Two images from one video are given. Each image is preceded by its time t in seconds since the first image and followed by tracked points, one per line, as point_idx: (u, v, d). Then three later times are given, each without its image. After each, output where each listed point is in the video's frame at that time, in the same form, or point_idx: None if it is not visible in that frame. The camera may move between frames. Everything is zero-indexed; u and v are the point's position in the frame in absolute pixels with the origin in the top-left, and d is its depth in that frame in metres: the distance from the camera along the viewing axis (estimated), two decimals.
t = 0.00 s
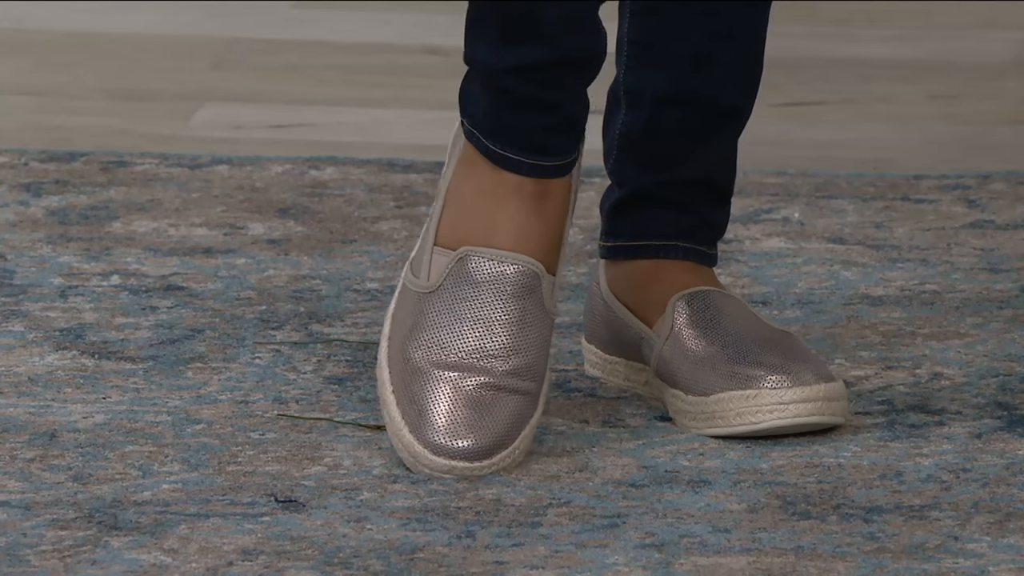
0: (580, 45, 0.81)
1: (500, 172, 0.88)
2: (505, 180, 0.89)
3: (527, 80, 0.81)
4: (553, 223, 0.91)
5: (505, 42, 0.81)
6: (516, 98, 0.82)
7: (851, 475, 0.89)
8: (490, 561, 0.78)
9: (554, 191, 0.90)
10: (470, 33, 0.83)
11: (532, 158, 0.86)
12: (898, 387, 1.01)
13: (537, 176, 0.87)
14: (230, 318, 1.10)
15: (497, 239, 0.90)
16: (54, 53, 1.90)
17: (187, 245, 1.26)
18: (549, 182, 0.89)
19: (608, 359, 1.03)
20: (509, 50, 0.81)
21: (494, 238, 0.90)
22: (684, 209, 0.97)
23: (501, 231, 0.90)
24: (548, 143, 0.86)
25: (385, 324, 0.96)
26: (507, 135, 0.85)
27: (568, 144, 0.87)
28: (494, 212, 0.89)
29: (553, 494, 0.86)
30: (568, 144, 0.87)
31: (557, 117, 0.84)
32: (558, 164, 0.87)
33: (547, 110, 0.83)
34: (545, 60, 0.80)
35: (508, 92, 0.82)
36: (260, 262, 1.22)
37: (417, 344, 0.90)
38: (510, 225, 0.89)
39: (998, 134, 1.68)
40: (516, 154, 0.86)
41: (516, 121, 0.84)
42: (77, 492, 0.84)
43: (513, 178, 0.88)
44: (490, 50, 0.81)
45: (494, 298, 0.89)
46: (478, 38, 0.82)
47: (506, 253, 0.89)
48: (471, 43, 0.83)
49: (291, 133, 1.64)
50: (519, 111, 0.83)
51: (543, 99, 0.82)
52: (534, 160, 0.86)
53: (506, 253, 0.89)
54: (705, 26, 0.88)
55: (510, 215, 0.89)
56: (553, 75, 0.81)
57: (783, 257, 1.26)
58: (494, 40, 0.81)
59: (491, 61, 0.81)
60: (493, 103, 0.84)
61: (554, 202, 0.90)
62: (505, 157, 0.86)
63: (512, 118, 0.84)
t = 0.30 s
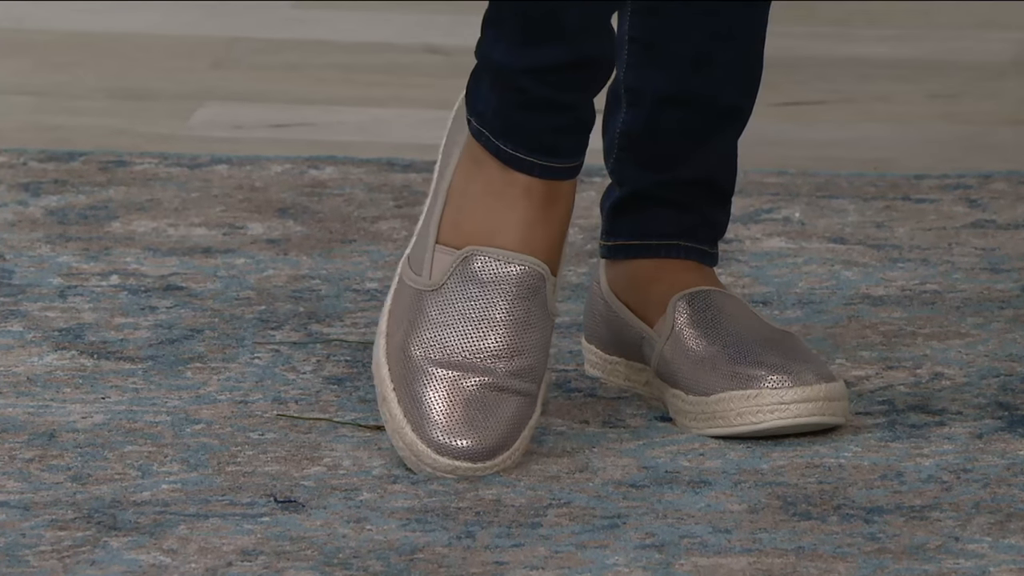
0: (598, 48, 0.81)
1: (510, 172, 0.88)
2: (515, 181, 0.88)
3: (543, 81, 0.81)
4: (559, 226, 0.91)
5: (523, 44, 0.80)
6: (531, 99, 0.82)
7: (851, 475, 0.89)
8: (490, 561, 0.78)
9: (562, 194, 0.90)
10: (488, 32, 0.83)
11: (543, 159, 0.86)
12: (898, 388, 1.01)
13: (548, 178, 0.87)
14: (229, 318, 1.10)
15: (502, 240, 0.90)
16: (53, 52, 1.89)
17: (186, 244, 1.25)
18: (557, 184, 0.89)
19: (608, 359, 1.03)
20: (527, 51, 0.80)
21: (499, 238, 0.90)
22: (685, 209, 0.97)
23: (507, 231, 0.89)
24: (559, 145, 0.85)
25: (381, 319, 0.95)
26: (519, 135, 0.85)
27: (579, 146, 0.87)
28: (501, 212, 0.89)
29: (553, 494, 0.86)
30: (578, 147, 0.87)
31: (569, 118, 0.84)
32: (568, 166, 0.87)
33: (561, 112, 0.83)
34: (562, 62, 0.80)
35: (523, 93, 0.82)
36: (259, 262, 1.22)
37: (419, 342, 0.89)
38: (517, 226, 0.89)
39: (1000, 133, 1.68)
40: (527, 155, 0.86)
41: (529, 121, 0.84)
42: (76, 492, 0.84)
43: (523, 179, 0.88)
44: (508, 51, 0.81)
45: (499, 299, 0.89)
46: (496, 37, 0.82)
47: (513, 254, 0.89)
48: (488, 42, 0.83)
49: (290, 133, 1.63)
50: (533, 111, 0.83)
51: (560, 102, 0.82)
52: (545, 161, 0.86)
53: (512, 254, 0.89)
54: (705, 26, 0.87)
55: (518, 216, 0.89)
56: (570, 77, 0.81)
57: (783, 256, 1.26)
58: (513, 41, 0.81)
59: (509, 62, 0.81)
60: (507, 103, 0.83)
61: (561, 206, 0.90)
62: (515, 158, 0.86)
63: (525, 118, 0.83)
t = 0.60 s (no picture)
0: (610, 46, 0.80)
1: (514, 169, 0.87)
2: (518, 179, 0.87)
3: (555, 79, 0.80)
4: (561, 226, 0.90)
5: (537, 41, 0.79)
6: (541, 96, 0.81)
7: (857, 477, 0.87)
8: (490, 565, 0.77)
9: (566, 193, 0.89)
10: (498, 27, 0.81)
11: (549, 157, 0.85)
12: (904, 389, 0.99)
13: (553, 177, 0.86)
14: (225, 318, 1.08)
15: (504, 238, 0.88)
16: (49, 49, 1.88)
17: (181, 243, 1.24)
18: (561, 183, 0.88)
19: (610, 359, 1.02)
20: (540, 48, 0.79)
21: (501, 236, 0.88)
22: (687, 207, 0.96)
23: (509, 229, 0.88)
24: (566, 142, 0.85)
25: (374, 315, 0.94)
26: (526, 132, 0.84)
27: (585, 144, 0.86)
28: (503, 210, 0.88)
29: (554, 497, 0.85)
30: (583, 146, 0.86)
31: (577, 117, 0.83)
32: (573, 165, 0.86)
33: (570, 109, 0.82)
34: (576, 60, 0.79)
35: (534, 90, 0.81)
36: (255, 261, 1.21)
37: (419, 341, 0.88)
38: (520, 225, 0.88)
39: (1005, 131, 1.66)
40: (533, 153, 0.85)
41: (538, 118, 0.83)
42: (69, 495, 0.83)
43: (528, 177, 0.87)
44: (520, 48, 0.79)
45: (502, 299, 0.87)
46: (508, 33, 0.80)
47: (516, 253, 0.88)
48: (498, 37, 0.81)
49: (288, 130, 1.62)
50: (542, 109, 0.82)
51: (569, 100, 0.81)
52: (551, 160, 0.85)
53: (515, 253, 0.88)
54: (705, 21, 0.86)
55: (521, 214, 0.88)
56: (582, 76, 0.80)
57: (787, 255, 1.25)
58: (526, 38, 0.79)
59: (521, 59, 0.80)
60: (516, 99, 0.82)
61: (564, 205, 0.89)
62: (520, 155, 0.85)
63: (533, 115, 0.82)
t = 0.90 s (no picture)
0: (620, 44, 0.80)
1: (519, 167, 0.85)
2: (522, 177, 0.86)
3: (568, 77, 0.79)
4: (565, 224, 0.89)
5: (549, 38, 0.78)
6: (553, 93, 0.80)
7: (862, 480, 0.86)
8: (489, 569, 0.75)
9: (570, 191, 0.88)
10: (506, 22, 0.80)
11: (556, 155, 0.84)
12: (910, 390, 0.98)
13: (558, 175, 0.85)
14: (220, 318, 1.07)
15: (506, 236, 0.87)
16: (43, 45, 1.86)
17: (175, 242, 1.23)
18: (566, 182, 0.87)
19: (611, 359, 1.00)
20: (554, 45, 0.78)
21: (504, 234, 0.87)
22: (691, 203, 0.96)
23: (513, 227, 0.87)
24: (573, 141, 0.84)
25: (370, 312, 0.92)
26: (534, 130, 0.82)
27: (590, 141, 0.85)
28: (506, 208, 0.86)
29: (554, 500, 0.83)
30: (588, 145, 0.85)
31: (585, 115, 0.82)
32: (579, 163, 0.85)
33: (580, 107, 0.81)
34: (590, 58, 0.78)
35: (544, 87, 0.80)
36: (251, 260, 1.19)
37: (420, 340, 0.86)
38: (523, 223, 0.86)
39: (1013, 128, 1.65)
40: (539, 150, 0.84)
41: (548, 116, 0.81)
42: (61, 498, 0.81)
43: (533, 174, 0.85)
44: (532, 44, 0.78)
45: (505, 299, 0.86)
46: (517, 29, 0.79)
47: (519, 252, 0.86)
48: (507, 33, 0.80)
49: (285, 128, 1.60)
50: (553, 107, 0.81)
51: (578, 98, 0.81)
52: (558, 158, 0.84)
53: (518, 252, 0.86)
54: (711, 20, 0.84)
55: (525, 212, 0.86)
56: (593, 75, 0.79)
57: (791, 254, 1.23)
58: (539, 34, 0.78)
59: (534, 56, 0.78)
60: (524, 96, 0.81)
61: (568, 203, 0.88)
62: (526, 153, 0.84)
63: (544, 113, 0.81)
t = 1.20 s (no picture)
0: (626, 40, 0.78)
1: (522, 164, 0.84)
2: (525, 175, 0.84)
3: (571, 74, 0.78)
4: (568, 223, 0.87)
5: (552, 32, 0.77)
6: (556, 91, 0.79)
7: (867, 482, 0.85)
8: (488, 573, 0.74)
9: (574, 190, 0.86)
10: (508, 17, 0.79)
11: (560, 153, 0.83)
12: (917, 390, 0.96)
13: (563, 173, 0.84)
14: (215, 317, 1.05)
15: (508, 235, 0.85)
16: (39, 41, 1.85)
17: (169, 241, 1.21)
18: (569, 181, 0.85)
19: (612, 360, 0.99)
20: (557, 41, 0.77)
21: (507, 232, 0.85)
22: (696, 201, 0.94)
23: (515, 225, 0.85)
24: (575, 139, 0.82)
25: (368, 310, 0.90)
26: (538, 127, 0.81)
27: (595, 139, 0.84)
28: (508, 207, 0.85)
29: (555, 502, 0.82)
30: (592, 142, 0.84)
31: (590, 113, 0.81)
32: (583, 162, 0.84)
33: (584, 104, 0.80)
34: (594, 55, 0.77)
35: (547, 83, 0.78)
36: (246, 259, 1.18)
37: (420, 339, 0.84)
38: (525, 221, 0.85)
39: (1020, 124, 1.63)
40: (542, 148, 0.82)
41: (551, 113, 0.80)
42: (54, 500, 0.80)
43: (536, 172, 0.84)
44: (534, 40, 0.77)
45: (507, 299, 0.85)
46: (521, 24, 0.78)
47: (522, 251, 0.85)
48: (510, 29, 0.79)
49: (282, 125, 1.59)
50: (557, 104, 0.79)
51: (581, 95, 0.79)
52: (562, 156, 0.83)
53: (521, 251, 0.85)
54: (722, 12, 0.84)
55: (528, 210, 0.85)
56: (596, 72, 0.78)
57: (795, 253, 1.22)
58: (541, 28, 0.77)
59: (536, 52, 0.77)
60: (526, 93, 0.80)
61: (572, 202, 0.87)
62: (528, 150, 0.83)
63: (547, 111, 0.80)
